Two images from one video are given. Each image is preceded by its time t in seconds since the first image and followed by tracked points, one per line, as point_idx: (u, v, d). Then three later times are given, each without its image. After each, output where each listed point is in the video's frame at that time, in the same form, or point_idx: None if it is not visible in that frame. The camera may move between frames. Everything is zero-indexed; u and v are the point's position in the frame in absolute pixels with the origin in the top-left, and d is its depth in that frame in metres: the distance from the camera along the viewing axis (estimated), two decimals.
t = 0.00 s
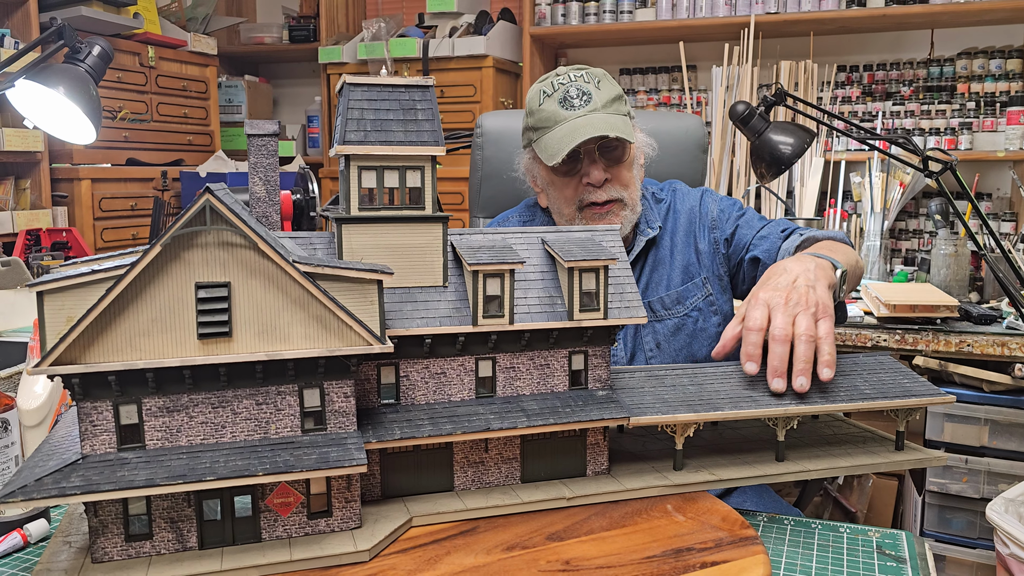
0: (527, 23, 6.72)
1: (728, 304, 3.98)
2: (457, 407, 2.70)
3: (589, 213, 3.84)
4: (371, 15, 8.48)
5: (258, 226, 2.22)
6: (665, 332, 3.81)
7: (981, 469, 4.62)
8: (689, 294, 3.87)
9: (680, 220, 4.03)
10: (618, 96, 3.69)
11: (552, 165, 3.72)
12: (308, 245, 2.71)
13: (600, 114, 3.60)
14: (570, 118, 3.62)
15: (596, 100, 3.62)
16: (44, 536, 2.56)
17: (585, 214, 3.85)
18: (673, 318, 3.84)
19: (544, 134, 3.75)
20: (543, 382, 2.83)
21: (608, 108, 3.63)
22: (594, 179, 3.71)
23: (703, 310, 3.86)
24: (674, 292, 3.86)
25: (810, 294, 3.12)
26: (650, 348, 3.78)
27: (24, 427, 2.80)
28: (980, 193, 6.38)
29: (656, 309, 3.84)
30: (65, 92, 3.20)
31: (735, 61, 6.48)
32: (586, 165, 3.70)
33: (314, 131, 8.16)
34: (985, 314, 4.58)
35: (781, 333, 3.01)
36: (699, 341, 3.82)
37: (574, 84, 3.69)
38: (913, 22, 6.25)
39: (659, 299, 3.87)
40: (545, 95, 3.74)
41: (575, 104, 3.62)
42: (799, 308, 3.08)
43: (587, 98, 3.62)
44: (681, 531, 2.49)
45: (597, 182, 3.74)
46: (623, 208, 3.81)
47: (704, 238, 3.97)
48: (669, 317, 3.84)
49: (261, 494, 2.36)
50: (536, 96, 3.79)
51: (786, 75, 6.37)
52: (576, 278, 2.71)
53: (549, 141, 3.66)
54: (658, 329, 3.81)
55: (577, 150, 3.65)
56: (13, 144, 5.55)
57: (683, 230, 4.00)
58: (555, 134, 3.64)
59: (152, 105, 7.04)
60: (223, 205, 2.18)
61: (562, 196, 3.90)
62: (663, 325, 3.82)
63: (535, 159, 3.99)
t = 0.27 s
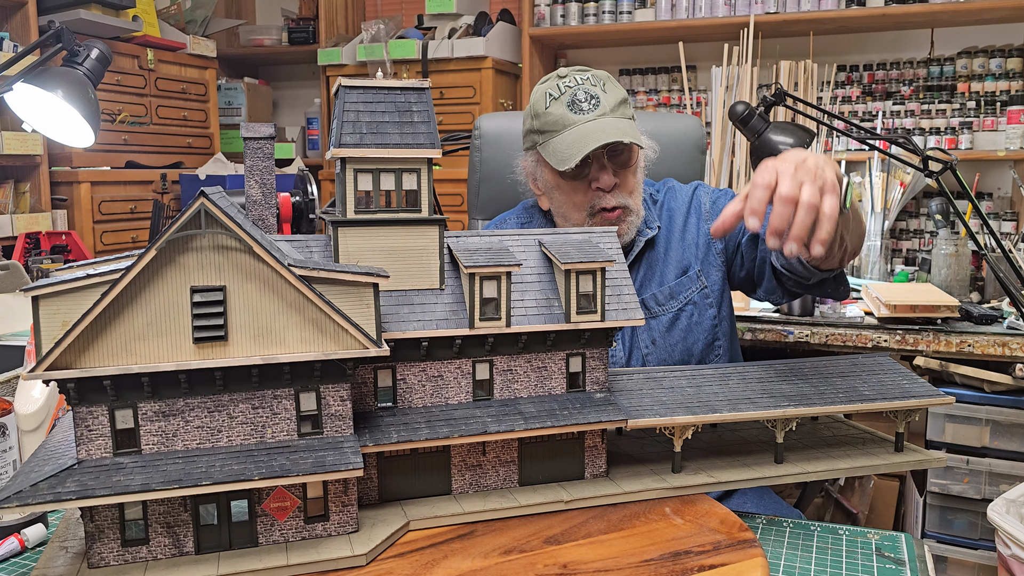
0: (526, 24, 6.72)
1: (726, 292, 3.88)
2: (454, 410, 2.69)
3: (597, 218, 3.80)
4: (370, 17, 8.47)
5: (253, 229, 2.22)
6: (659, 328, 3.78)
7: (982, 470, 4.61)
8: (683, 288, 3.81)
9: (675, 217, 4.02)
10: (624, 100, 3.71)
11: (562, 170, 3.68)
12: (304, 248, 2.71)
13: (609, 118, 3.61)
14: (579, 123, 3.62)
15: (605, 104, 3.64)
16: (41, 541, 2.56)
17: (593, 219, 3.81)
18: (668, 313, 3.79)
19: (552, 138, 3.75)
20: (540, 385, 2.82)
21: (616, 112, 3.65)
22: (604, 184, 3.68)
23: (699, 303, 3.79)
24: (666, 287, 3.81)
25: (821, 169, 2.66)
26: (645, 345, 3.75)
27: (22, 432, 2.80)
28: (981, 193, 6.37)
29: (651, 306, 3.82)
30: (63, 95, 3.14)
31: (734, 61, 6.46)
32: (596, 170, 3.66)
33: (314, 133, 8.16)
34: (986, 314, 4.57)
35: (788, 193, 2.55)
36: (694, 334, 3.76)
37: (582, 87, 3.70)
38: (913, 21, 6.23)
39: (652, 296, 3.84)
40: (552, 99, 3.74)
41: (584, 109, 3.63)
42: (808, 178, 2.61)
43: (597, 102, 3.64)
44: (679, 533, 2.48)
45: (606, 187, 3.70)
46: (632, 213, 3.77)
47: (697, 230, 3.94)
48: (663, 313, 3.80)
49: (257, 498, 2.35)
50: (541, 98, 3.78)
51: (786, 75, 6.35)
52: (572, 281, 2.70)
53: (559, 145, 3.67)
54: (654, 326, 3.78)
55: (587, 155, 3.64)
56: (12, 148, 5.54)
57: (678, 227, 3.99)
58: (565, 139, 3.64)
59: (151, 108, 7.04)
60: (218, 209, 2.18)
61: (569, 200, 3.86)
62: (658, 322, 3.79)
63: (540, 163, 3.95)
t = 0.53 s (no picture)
0: (526, 24, 6.72)
1: (722, 283, 3.89)
2: (452, 411, 2.70)
3: (597, 212, 3.82)
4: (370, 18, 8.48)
5: (250, 231, 2.22)
6: (659, 324, 3.76)
7: (982, 469, 4.61)
8: (680, 283, 3.80)
9: (671, 213, 4.03)
10: (624, 96, 3.71)
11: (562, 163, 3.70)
12: (302, 250, 2.72)
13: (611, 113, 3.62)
14: (581, 118, 3.63)
15: (606, 99, 3.65)
16: (41, 542, 2.57)
17: (593, 213, 3.83)
18: (666, 308, 3.78)
19: (553, 132, 3.76)
20: (538, 385, 2.83)
21: (617, 108, 3.66)
22: (604, 176, 3.70)
23: (696, 296, 3.79)
24: (664, 282, 3.80)
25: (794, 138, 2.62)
26: (645, 341, 3.75)
27: (22, 433, 2.80)
28: (980, 192, 6.36)
29: (649, 301, 3.79)
30: (63, 97, 3.11)
31: (734, 61, 6.46)
32: (595, 163, 3.68)
33: (314, 133, 8.16)
34: (985, 313, 4.57)
35: (767, 175, 2.54)
36: (693, 328, 3.76)
37: (583, 83, 3.71)
38: (912, 21, 6.23)
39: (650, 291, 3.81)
40: (553, 95, 3.75)
41: (585, 104, 3.64)
42: (784, 152, 2.58)
43: (598, 97, 3.65)
44: (677, 534, 2.48)
45: (607, 180, 3.72)
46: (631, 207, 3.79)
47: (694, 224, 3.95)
48: (662, 308, 3.78)
49: (255, 499, 2.36)
50: (543, 94, 3.79)
51: (785, 75, 6.35)
52: (570, 281, 2.70)
53: (560, 140, 3.67)
54: (653, 321, 3.76)
55: (588, 148, 3.66)
56: (12, 150, 5.55)
57: (674, 222, 3.99)
58: (567, 135, 3.65)
59: (151, 109, 7.05)
60: (215, 211, 2.18)
61: (569, 194, 3.88)
62: (657, 317, 3.77)
63: (540, 158, 3.97)
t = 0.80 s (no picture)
0: (525, 24, 6.72)
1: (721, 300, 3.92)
2: (451, 412, 2.70)
3: (588, 206, 3.82)
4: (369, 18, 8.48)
5: (249, 234, 2.22)
6: (659, 331, 3.78)
7: (982, 468, 4.61)
8: (681, 292, 3.82)
9: (673, 221, 4.02)
10: (616, 93, 3.71)
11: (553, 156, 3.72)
12: (301, 251, 2.72)
13: (601, 108, 3.61)
14: (571, 113, 3.63)
15: (596, 95, 3.64)
16: (40, 544, 2.57)
17: (584, 208, 3.84)
18: (666, 316, 3.81)
19: (544, 129, 3.76)
20: (537, 386, 2.83)
21: (608, 104, 3.65)
22: (594, 170, 3.72)
23: (697, 308, 3.81)
24: (665, 291, 3.82)
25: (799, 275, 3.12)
26: (645, 347, 3.75)
27: (21, 435, 2.80)
28: (980, 191, 6.36)
29: (650, 308, 3.81)
30: (62, 98, 3.11)
31: (733, 61, 6.46)
32: (586, 156, 3.70)
33: (313, 134, 8.16)
34: (985, 313, 4.57)
35: (779, 323, 3.02)
36: (693, 339, 3.76)
37: (574, 79, 3.70)
38: (912, 20, 6.23)
39: (651, 299, 3.83)
40: (545, 91, 3.75)
41: (575, 99, 3.63)
42: (790, 295, 3.07)
43: (588, 92, 3.64)
44: (676, 534, 2.48)
45: (597, 174, 3.74)
46: (622, 203, 3.80)
47: (696, 235, 3.95)
48: (662, 316, 3.81)
49: (255, 501, 2.36)
50: (535, 92, 3.80)
51: (784, 74, 6.35)
52: (568, 282, 2.71)
53: (551, 136, 3.67)
54: (653, 328, 3.78)
55: (578, 143, 3.66)
56: (12, 151, 5.55)
57: (675, 231, 3.98)
58: (558, 130, 3.64)
59: (151, 110, 7.05)
60: (214, 213, 2.18)
61: (561, 190, 3.89)
62: (657, 324, 3.79)
63: (534, 156, 4.00)
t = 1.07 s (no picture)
0: (524, 24, 6.73)
1: (722, 291, 3.91)
2: (450, 412, 2.71)
3: (582, 208, 3.80)
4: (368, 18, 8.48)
5: (248, 234, 2.23)
6: (657, 328, 3.78)
7: (980, 467, 4.62)
8: (679, 289, 3.82)
9: (671, 218, 4.01)
10: (612, 94, 3.72)
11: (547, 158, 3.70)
12: (300, 252, 2.72)
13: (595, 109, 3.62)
14: (565, 113, 3.64)
15: (591, 95, 3.65)
16: (40, 544, 2.57)
17: (579, 209, 3.81)
18: (664, 313, 3.80)
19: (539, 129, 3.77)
20: (535, 386, 2.84)
21: (602, 104, 3.66)
22: (589, 171, 3.69)
23: (695, 303, 3.82)
24: (663, 287, 3.82)
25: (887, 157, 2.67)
26: (642, 345, 3.75)
27: (20, 436, 2.80)
28: (978, 190, 6.37)
29: (647, 305, 3.81)
30: (60, 99, 3.10)
31: (732, 60, 6.47)
32: (580, 158, 3.67)
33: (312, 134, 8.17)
34: (983, 312, 4.59)
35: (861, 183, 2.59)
36: (690, 335, 3.79)
37: (570, 80, 3.73)
38: (910, 20, 6.25)
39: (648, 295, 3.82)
40: (541, 92, 3.77)
41: (570, 99, 3.65)
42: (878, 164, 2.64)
43: (583, 93, 3.65)
44: (675, 534, 2.49)
45: (592, 175, 3.71)
46: (616, 203, 3.77)
47: (693, 233, 3.93)
48: (660, 312, 3.81)
49: (254, 501, 2.36)
50: (532, 93, 3.82)
51: (783, 74, 6.36)
52: (567, 282, 2.72)
53: (545, 136, 3.68)
54: (651, 325, 3.79)
55: (572, 144, 3.65)
56: (10, 151, 5.55)
57: (674, 228, 3.97)
58: (551, 130, 3.65)
59: (149, 110, 7.05)
60: (213, 214, 2.18)
61: (557, 191, 3.87)
62: (655, 321, 3.79)
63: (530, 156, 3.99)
